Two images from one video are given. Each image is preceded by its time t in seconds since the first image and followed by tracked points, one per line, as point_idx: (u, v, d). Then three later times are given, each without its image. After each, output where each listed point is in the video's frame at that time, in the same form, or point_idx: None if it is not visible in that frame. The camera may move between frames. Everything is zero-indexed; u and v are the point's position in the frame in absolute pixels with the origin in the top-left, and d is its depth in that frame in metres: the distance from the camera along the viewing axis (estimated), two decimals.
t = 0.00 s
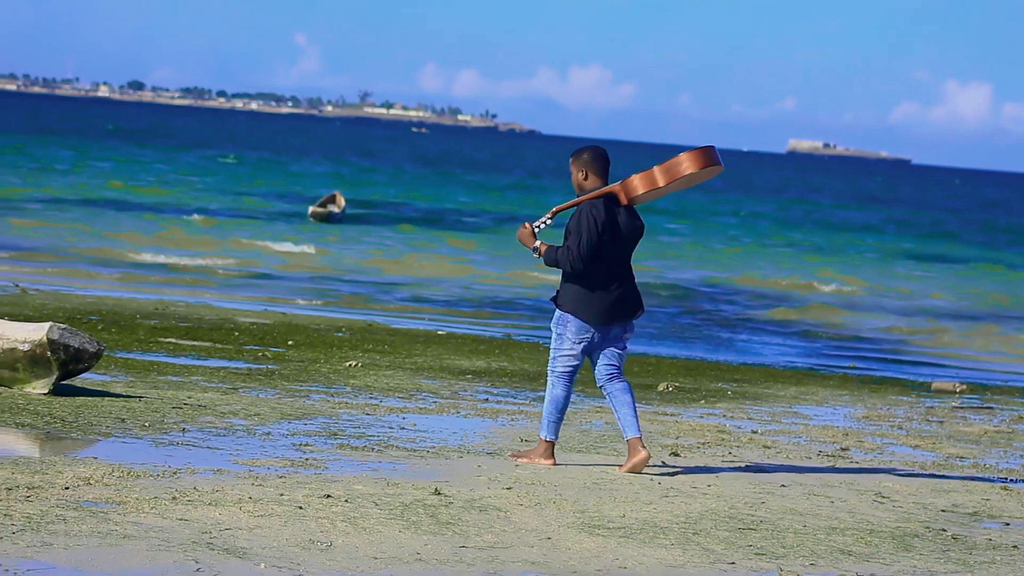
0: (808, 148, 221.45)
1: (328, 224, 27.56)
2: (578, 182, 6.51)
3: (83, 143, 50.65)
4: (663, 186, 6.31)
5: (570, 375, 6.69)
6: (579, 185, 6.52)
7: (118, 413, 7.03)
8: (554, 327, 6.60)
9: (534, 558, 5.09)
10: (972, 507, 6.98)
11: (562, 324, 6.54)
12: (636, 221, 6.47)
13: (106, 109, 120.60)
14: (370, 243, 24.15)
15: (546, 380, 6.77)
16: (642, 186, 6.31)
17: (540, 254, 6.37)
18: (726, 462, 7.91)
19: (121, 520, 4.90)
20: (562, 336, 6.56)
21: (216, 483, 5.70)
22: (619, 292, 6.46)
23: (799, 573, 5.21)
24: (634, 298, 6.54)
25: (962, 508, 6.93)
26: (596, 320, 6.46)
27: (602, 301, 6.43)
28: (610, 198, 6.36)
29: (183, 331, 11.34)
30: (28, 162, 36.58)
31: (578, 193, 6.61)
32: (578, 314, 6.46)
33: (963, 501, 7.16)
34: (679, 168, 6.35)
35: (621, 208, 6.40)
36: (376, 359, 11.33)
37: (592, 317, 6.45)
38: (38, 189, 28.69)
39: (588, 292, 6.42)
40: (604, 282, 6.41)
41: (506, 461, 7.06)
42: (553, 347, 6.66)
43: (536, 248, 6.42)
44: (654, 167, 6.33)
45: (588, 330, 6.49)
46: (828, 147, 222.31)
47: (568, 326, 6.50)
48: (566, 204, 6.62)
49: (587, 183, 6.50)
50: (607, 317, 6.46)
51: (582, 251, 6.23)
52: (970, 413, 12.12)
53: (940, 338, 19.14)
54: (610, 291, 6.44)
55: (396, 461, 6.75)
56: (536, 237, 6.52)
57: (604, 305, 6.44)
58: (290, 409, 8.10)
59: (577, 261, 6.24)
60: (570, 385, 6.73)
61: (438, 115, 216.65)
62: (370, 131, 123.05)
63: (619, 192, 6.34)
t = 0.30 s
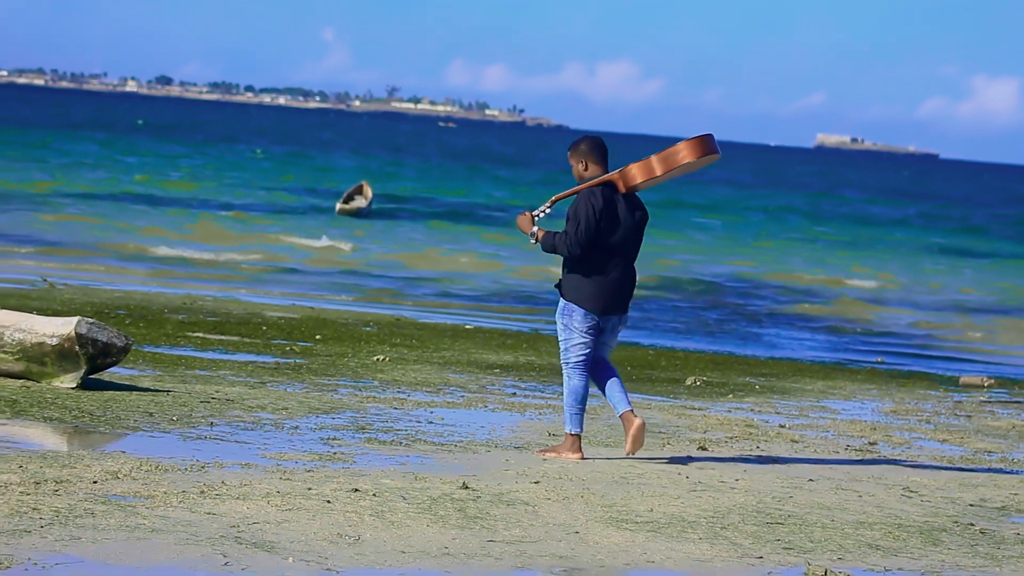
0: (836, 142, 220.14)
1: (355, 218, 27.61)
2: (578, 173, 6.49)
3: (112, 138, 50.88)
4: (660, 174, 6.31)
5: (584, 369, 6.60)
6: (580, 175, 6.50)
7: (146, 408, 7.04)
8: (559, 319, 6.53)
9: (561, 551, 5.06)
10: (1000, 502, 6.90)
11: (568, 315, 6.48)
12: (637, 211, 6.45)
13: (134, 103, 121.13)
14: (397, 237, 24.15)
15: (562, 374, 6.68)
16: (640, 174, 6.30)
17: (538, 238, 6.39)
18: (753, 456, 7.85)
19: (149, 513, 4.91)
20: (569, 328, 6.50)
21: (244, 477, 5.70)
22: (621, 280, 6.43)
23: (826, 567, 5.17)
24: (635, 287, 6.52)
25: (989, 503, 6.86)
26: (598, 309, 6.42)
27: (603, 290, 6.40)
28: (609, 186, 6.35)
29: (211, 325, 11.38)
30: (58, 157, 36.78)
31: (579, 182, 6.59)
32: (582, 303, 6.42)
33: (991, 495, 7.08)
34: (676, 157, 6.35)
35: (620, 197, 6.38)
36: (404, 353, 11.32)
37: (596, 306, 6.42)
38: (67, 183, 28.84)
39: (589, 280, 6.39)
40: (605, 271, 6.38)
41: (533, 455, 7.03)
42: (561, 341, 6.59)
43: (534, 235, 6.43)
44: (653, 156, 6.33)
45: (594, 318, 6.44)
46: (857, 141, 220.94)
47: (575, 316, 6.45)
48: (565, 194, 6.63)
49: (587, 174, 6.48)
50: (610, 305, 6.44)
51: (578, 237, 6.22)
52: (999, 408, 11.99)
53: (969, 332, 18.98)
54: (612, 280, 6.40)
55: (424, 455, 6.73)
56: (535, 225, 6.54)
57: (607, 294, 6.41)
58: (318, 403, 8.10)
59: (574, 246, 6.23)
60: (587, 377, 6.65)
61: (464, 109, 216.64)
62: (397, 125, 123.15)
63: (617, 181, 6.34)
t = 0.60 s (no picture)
0: (857, 138, 219.09)
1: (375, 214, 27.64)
2: (578, 167, 6.56)
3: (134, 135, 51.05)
4: (655, 162, 6.32)
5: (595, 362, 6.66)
6: (579, 168, 6.56)
7: (166, 404, 7.05)
8: (564, 314, 6.61)
9: (582, 548, 5.04)
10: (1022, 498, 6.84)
11: (572, 310, 6.56)
12: (635, 205, 6.48)
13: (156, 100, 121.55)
14: (417, 233, 24.16)
15: (572, 369, 6.75)
16: (634, 161, 6.33)
17: (534, 227, 6.47)
18: (773, 453, 7.79)
19: (170, 509, 4.91)
20: (575, 322, 6.58)
21: (265, 473, 5.69)
22: (621, 272, 6.48)
23: (848, 563, 5.13)
24: (636, 278, 6.57)
25: (1012, 499, 6.80)
26: (599, 301, 6.48)
27: (603, 282, 6.46)
28: (606, 177, 6.40)
29: (232, 322, 11.39)
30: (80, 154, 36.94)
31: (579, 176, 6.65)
32: (584, 297, 6.49)
33: (1013, 492, 7.02)
34: (672, 144, 6.38)
35: (618, 188, 6.42)
36: (424, 349, 11.31)
37: (597, 299, 6.48)
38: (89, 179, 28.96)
39: (587, 271, 6.45)
40: (603, 263, 6.43)
41: (553, 451, 7.01)
42: (569, 335, 6.67)
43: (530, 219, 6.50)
44: (648, 144, 6.35)
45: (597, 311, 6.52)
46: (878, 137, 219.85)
47: (579, 310, 6.52)
48: (563, 185, 6.69)
49: (586, 166, 6.55)
50: (612, 296, 6.50)
51: (570, 224, 6.25)
52: (1021, 404, 11.90)
53: (991, 329, 18.85)
54: (611, 272, 6.46)
55: (444, 452, 6.72)
56: (535, 212, 6.64)
57: (607, 285, 6.48)
58: (339, 399, 8.09)
59: (566, 232, 6.26)
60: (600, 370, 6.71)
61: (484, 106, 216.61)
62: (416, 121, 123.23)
63: (614, 172, 6.38)
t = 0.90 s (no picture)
0: (875, 136, 218.26)
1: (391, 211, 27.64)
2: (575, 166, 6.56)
3: (152, 132, 51.15)
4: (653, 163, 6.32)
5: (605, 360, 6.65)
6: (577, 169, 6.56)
7: (184, 402, 7.04)
8: (565, 313, 6.60)
9: (600, 546, 5.01)
10: None
11: (572, 308, 6.55)
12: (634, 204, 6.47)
13: (173, 96, 121.86)
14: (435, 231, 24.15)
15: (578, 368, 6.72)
16: (633, 162, 6.33)
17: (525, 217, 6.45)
18: (793, 451, 7.72)
19: (188, 507, 4.89)
20: (577, 320, 6.56)
21: (284, 471, 5.68)
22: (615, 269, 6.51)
23: (866, 561, 5.08)
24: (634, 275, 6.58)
25: None
26: (597, 296, 6.49)
27: (599, 278, 6.48)
28: (604, 176, 6.42)
29: (250, 319, 11.38)
30: (99, 151, 37.06)
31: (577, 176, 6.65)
32: (582, 293, 6.49)
33: None
34: (670, 149, 6.39)
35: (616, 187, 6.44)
36: (442, 347, 11.29)
37: (596, 294, 6.49)
38: (108, 177, 29.04)
39: (582, 268, 6.47)
40: (598, 260, 6.45)
41: (571, 449, 6.97)
42: (570, 336, 6.65)
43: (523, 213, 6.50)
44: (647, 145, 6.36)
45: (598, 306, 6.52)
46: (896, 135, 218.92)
47: (579, 307, 6.52)
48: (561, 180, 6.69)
49: (584, 166, 6.55)
50: (609, 292, 6.51)
51: (561, 218, 6.29)
52: None
53: (1011, 327, 18.72)
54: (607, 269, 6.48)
55: (462, 449, 6.69)
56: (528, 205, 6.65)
57: (604, 281, 6.50)
58: (357, 397, 8.07)
59: (555, 227, 6.29)
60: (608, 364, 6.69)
61: (500, 103, 216.42)
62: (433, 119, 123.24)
63: (612, 172, 6.41)
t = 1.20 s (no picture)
0: (894, 144, 217.50)
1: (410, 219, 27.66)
2: (576, 172, 6.54)
3: (172, 139, 51.35)
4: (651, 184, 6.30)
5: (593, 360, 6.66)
6: (577, 175, 6.54)
7: (204, 409, 7.03)
8: (559, 320, 6.58)
9: (620, 554, 4.96)
10: None
11: (568, 314, 6.53)
12: (631, 213, 6.49)
13: (192, 104, 122.38)
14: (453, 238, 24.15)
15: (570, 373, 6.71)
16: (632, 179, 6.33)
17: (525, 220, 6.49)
18: (813, 459, 7.66)
19: (209, 515, 4.87)
20: (570, 326, 6.55)
21: (304, 479, 5.65)
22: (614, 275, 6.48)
23: (887, 570, 5.02)
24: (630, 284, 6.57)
25: None
26: (594, 302, 6.46)
27: (596, 284, 6.46)
28: (603, 184, 6.42)
29: (270, 326, 11.39)
30: (120, 159, 37.21)
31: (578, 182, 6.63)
32: (577, 300, 6.47)
33: None
34: (670, 169, 6.33)
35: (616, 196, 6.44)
36: (462, 354, 11.27)
37: (592, 300, 6.46)
38: (129, 184, 29.15)
39: (578, 274, 6.45)
40: (596, 266, 6.43)
41: (592, 457, 6.93)
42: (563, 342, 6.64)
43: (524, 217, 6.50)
44: (648, 164, 6.30)
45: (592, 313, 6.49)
46: (916, 143, 218.13)
47: (574, 314, 6.49)
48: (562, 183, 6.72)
49: (585, 172, 6.54)
50: (605, 300, 6.49)
51: (558, 225, 6.30)
52: None
53: None
54: (605, 276, 6.46)
55: (482, 457, 6.65)
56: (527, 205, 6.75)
57: (600, 288, 6.47)
58: (377, 405, 8.04)
59: (552, 233, 6.31)
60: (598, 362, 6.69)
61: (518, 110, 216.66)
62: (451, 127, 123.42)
63: (612, 182, 6.40)
